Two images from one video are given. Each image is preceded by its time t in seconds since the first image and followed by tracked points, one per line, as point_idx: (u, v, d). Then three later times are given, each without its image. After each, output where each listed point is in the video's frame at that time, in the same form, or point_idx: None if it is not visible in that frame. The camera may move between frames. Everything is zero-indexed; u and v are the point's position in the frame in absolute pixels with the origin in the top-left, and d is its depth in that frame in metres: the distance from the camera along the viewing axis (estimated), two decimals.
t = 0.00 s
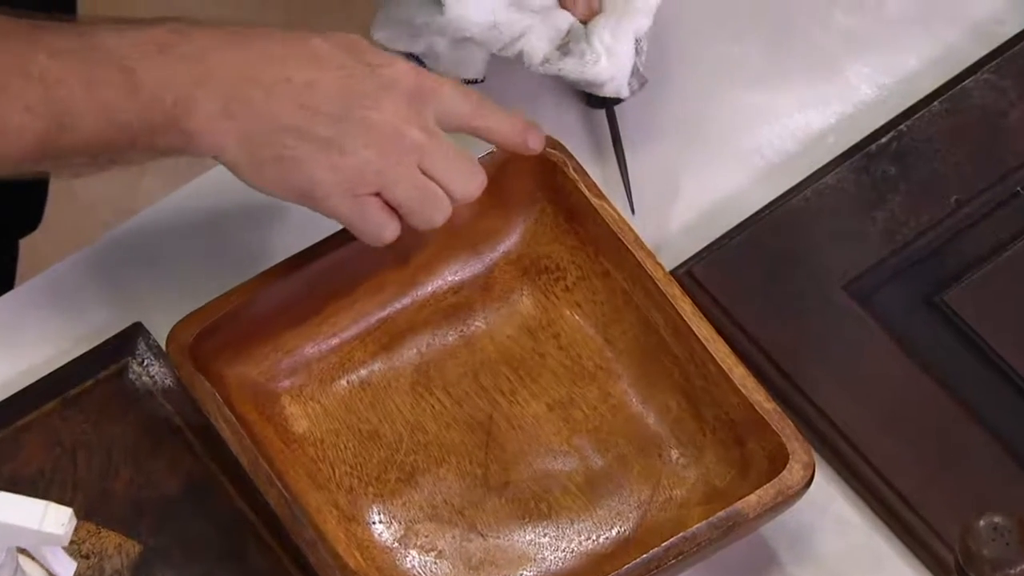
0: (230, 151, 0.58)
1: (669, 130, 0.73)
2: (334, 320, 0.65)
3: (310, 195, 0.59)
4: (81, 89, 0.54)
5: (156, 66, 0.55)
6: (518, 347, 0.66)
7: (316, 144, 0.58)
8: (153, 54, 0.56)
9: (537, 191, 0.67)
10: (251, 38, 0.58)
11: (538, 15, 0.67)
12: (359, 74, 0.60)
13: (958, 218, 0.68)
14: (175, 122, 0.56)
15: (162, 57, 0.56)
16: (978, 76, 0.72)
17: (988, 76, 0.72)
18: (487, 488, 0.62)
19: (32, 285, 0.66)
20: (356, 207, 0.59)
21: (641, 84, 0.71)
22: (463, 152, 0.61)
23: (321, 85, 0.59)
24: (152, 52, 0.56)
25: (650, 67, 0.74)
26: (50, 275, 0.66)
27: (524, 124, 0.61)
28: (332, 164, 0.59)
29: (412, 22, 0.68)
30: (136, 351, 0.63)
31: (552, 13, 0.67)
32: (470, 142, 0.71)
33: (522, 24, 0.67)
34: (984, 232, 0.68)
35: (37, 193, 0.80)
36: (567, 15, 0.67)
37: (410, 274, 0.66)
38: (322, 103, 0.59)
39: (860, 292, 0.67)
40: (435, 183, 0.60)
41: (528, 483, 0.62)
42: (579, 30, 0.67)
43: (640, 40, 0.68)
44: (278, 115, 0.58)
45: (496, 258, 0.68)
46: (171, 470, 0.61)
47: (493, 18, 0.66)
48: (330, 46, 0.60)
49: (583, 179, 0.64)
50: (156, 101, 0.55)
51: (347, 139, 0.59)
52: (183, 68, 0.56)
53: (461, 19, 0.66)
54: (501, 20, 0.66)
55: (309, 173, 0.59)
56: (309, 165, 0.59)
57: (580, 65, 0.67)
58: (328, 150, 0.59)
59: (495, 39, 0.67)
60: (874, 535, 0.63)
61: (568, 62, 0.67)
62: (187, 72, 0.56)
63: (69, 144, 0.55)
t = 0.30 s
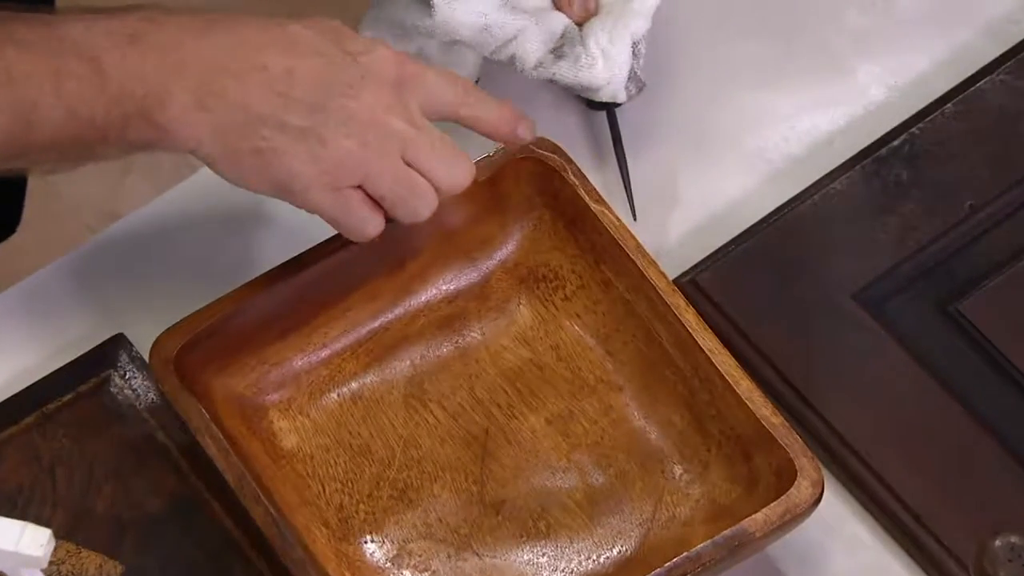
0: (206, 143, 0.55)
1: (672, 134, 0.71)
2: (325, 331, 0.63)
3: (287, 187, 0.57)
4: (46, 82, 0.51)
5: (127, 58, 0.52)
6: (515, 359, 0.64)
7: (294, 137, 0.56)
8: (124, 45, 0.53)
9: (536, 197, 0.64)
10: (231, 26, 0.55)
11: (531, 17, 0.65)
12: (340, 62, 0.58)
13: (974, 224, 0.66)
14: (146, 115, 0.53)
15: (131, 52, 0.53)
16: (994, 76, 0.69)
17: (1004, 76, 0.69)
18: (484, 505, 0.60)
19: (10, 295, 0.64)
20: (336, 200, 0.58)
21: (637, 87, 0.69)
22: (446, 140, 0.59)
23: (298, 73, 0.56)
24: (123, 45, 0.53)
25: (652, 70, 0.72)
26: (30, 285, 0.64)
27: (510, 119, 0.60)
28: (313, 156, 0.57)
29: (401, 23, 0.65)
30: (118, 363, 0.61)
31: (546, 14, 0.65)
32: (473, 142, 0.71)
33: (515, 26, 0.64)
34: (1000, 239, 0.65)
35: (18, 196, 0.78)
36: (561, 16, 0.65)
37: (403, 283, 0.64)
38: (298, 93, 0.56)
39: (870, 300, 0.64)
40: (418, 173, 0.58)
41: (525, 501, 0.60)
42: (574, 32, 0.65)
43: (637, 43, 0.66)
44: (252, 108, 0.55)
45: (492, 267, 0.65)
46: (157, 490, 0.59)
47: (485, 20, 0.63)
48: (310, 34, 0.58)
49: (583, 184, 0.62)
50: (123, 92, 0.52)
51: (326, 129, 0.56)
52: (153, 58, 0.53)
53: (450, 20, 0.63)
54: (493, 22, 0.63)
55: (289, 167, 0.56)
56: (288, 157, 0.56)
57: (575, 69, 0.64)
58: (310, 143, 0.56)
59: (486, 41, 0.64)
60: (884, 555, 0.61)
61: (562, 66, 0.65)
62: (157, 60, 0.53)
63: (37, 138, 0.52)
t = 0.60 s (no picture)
0: (185, 155, 0.51)
1: (677, 134, 0.68)
2: (316, 339, 0.61)
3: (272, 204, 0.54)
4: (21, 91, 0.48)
5: (111, 66, 0.49)
6: (514, 368, 0.61)
7: (282, 152, 0.53)
8: (108, 55, 0.50)
9: (535, 200, 0.62)
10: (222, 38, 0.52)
11: (526, 16, 0.62)
12: (329, 76, 0.54)
13: (989, 228, 0.63)
14: (124, 126, 0.50)
15: (115, 60, 0.49)
16: (1010, 75, 0.67)
17: (1021, 74, 0.67)
18: (480, 521, 0.57)
19: None
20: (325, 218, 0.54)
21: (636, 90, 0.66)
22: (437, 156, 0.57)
23: (285, 83, 0.53)
24: (106, 53, 0.50)
25: (655, 70, 0.70)
26: (9, 292, 0.62)
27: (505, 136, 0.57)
28: (300, 173, 0.53)
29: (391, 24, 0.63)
30: (101, 373, 0.59)
31: (541, 14, 0.62)
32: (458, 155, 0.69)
33: (508, 26, 0.62)
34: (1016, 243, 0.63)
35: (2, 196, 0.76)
36: (557, 15, 0.62)
37: (397, 289, 0.62)
38: (285, 106, 0.52)
39: (882, 307, 0.62)
40: (409, 191, 0.56)
41: (523, 516, 0.58)
42: (570, 32, 0.62)
43: (636, 44, 0.64)
44: (237, 121, 0.51)
45: (489, 272, 0.63)
46: (139, 506, 0.57)
47: (476, 19, 0.61)
48: (300, 46, 0.54)
49: (583, 187, 0.59)
50: (103, 102, 0.49)
51: (312, 146, 0.53)
52: (140, 65, 0.50)
53: (440, 19, 0.61)
54: (485, 21, 0.61)
55: (276, 183, 0.53)
56: (274, 173, 0.53)
57: (571, 70, 0.62)
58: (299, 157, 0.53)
59: (478, 41, 0.62)
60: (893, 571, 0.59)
61: (556, 67, 0.62)
62: (143, 68, 0.50)
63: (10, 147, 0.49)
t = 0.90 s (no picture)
0: (172, 168, 0.49)
1: (684, 134, 0.66)
2: (307, 346, 0.58)
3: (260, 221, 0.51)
4: None
5: (92, 74, 0.47)
6: (512, 377, 0.59)
7: (271, 165, 0.51)
8: (88, 60, 0.47)
9: (534, 201, 0.59)
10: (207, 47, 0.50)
11: (525, 15, 0.60)
12: (322, 86, 0.52)
13: (1007, 231, 0.61)
14: (107, 136, 0.47)
15: (97, 66, 0.47)
16: None
17: None
18: (478, 536, 0.55)
19: None
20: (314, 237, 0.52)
21: (640, 93, 0.63)
22: (430, 170, 0.54)
23: (274, 94, 0.50)
24: (86, 58, 0.47)
25: (659, 70, 0.68)
26: None
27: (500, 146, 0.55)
28: (290, 187, 0.51)
29: (384, 22, 0.60)
30: (82, 382, 0.56)
31: (541, 13, 0.60)
32: (439, 159, 0.65)
33: (507, 26, 0.59)
34: None
35: None
36: (558, 15, 0.60)
37: (390, 294, 0.59)
38: (275, 117, 0.50)
39: (895, 313, 0.59)
40: (400, 208, 0.53)
41: (523, 531, 0.55)
42: (571, 33, 0.60)
43: (639, 45, 0.61)
44: (224, 133, 0.49)
45: (487, 277, 0.61)
46: (122, 517, 0.54)
47: (474, 19, 0.59)
48: (287, 52, 0.52)
49: (585, 189, 0.57)
50: (86, 110, 0.47)
51: (303, 158, 0.51)
52: (122, 73, 0.47)
53: (435, 19, 0.58)
54: (482, 21, 0.59)
55: (265, 198, 0.51)
56: (263, 187, 0.51)
57: (571, 73, 0.60)
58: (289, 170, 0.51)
59: (475, 42, 0.60)
60: None
61: (556, 69, 0.60)
62: (126, 75, 0.47)
63: None
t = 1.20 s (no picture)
0: (162, 177, 0.47)
1: (690, 133, 0.64)
2: (300, 353, 0.56)
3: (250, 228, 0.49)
4: None
5: (78, 76, 0.45)
6: (511, 385, 0.57)
7: (261, 172, 0.48)
8: (73, 62, 0.45)
9: (534, 203, 0.57)
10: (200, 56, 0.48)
11: (527, 14, 0.57)
12: (315, 92, 0.49)
13: None
14: (94, 141, 0.46)
15: (83, 68, 0.45)
16: None
17: None
18: (476, 550, 0.53)
19: None
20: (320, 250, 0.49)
21: (646, 96, 0.61)
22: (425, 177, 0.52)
23: (268, 101, 0.48)
24: (72, 60, 0.45)
25: (667, 69, 0.66)
26: None
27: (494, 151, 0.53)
28: (281, 195, 0.49)
29: (381, 20, 0.58)
30: (66, 391, 0.54)
31: (544, 12, 0.57)
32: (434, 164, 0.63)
33: (508, 25, 0.57)
34: None
35: None
36: (562, 14, 0.58)
37: (385, 299, 0.57)
38: (266, 123, 0.48)
39: (906, 318, 0.57)
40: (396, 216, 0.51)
41: (522, 545, 0.53)
42: (575, 32, 0.58)
43: (646, 45, 0.59)
44: (214, 137, 0.47)
45: (485, 282, 0.59)
46: (107, 530, 0.53)
47: (474, 17, 0.56)
48: (280, 54, 0.49)
49: (587, 190, 0.55)
50: (71, 113, 0.45)
51: (296, 165, 0.49)
52: (109, 76, 0.45)
53: (434, 17, 0.56)
54: (483, 19, 0.56)
55: (256, 206, 0.48)
56: (254, 195, 0.48)
57: (576, 73, 0.58)
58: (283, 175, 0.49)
59: (476, 41, 0.57)
60: None
61: (560, 70, 0.58)
62: (114, 80, 0.46)
63: None
